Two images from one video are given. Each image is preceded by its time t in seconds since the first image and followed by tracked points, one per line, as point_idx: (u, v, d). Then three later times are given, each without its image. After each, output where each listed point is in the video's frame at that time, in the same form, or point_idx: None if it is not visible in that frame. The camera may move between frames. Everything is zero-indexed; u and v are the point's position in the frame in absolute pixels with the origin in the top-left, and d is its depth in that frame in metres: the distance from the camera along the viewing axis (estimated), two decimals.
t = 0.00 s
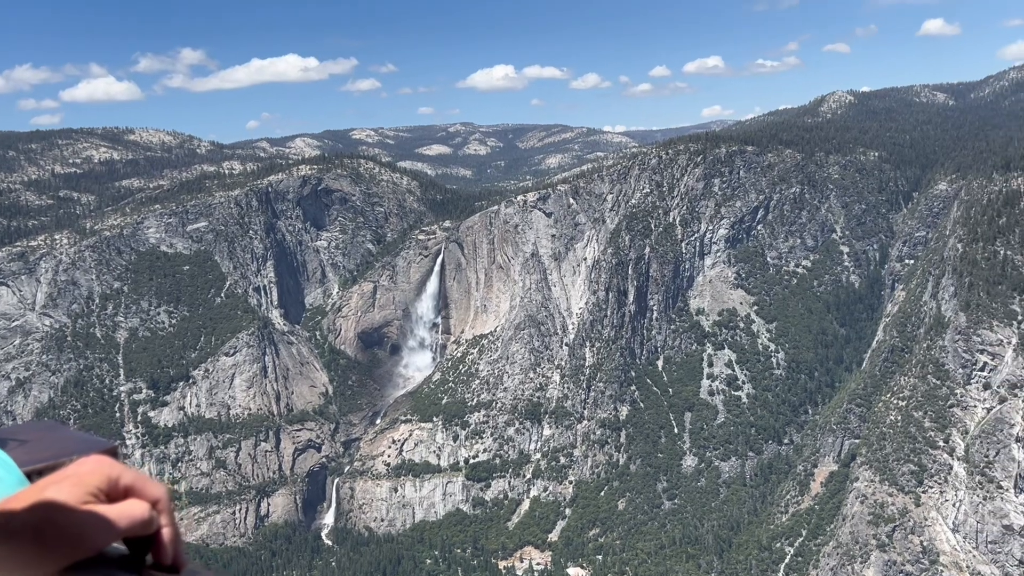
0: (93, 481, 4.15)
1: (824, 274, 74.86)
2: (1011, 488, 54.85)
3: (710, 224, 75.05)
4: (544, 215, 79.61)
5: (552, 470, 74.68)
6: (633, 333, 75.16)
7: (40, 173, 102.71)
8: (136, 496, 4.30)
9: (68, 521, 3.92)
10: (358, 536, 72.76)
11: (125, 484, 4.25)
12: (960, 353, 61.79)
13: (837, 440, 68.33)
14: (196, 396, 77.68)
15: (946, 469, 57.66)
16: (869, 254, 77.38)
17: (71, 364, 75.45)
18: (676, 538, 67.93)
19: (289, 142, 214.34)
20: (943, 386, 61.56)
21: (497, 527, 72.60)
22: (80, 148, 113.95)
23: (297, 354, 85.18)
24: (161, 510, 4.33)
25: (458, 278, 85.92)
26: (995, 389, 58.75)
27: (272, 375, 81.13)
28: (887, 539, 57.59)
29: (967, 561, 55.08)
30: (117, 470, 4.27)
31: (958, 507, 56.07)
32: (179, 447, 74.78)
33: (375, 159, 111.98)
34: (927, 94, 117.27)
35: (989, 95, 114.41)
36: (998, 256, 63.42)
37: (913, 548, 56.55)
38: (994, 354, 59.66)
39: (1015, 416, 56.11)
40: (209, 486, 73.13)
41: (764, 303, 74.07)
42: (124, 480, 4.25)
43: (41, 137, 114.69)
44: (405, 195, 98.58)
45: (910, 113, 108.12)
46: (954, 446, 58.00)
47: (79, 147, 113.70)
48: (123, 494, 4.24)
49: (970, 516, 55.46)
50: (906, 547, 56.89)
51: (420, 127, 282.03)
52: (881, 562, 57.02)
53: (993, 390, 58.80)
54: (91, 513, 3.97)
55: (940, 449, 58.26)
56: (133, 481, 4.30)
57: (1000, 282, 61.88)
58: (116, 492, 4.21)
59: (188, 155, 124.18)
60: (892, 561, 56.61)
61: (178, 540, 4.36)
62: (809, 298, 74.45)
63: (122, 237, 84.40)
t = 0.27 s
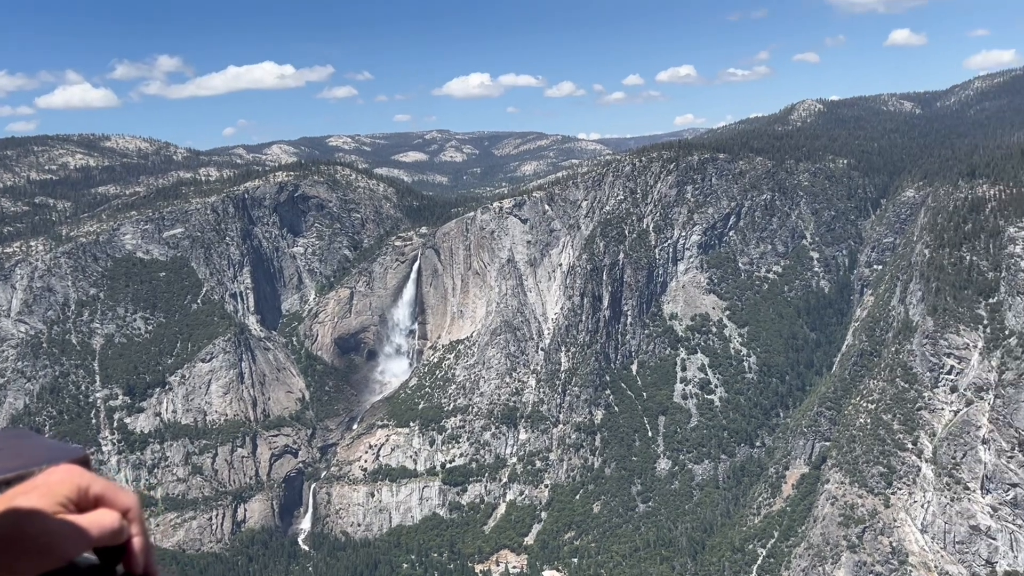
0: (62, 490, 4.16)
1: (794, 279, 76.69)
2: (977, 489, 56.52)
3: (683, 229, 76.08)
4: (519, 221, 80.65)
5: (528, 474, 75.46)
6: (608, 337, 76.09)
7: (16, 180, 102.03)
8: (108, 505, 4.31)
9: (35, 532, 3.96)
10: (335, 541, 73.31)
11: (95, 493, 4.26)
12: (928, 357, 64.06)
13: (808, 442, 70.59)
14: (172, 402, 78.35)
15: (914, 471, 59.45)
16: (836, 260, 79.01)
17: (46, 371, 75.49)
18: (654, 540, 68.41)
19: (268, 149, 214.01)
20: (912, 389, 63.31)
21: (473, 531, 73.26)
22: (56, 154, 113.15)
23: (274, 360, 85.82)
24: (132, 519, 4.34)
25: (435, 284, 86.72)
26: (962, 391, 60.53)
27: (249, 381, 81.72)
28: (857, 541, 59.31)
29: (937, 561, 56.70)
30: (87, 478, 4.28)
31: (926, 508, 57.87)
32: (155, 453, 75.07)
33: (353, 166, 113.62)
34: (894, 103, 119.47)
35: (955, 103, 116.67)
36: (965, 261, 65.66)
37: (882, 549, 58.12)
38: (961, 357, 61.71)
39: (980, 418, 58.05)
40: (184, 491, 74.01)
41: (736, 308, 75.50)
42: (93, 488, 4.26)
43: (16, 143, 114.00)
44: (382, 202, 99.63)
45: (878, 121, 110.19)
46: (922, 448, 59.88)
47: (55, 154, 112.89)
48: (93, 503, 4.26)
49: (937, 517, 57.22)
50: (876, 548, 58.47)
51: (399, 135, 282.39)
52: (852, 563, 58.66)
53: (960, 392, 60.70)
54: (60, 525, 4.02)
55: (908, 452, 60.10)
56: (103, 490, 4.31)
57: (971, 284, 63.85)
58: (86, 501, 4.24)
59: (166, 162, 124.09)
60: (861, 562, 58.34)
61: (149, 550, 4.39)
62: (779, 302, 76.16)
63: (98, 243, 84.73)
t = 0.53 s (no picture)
0: (47, 492, 4.84)
1: (749, 283, 83.40)
2: (919, 480, 64.54)
3: (645, 237, 81.84)
4: (492, 230, 86.51)
5: (500, 469, 80.02)
6: (576, 340, 80.86)
7: (8, 190, 105.16)
8: (92, 504, 5.00)
9: (24, 532, 4.62)
10: (317, 534, 77.39)
11: (79, 493, 4.95)
12: (874, 357, 72.77)
13: (762, 437, 77.10)
14: (161, 402, 82.13)
15: (861, 464, 67.26)
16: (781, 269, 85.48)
17: (39, 373, 78.99)
18: (619, 530, 73.46)
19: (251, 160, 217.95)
20: (859, 387, 72.37)
21: (448, 523, 77.70)
22: (48, 166, 116.31)
23: (258, 362, 89.78)
24: (115, 517, 5.03)
25: (412, 289, 92.10)
26: (905, 388, 69.18)
27: (233, 382, 85.86)
28: (808, 529, 65.98)
29: (880, 547, 63.82)
30: (71, 480, 4.97)
31: (873, 497, 65.40)
32: (144, 452, 78.79)
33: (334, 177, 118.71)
34: (842, 119, 126.95)
35: (899, 119, 123.85)
36: (906, 268, 75.07)
37: (832, 537, 65.05)
38: (904, 357, 70.51)
39: (921, 413, 66.24)
40: (173, 487, 77.72)
41: (695, 311, 80.90)
42: (78, 489, 4.95)
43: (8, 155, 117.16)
44: (361, 211, 103.84)
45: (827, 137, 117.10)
46: (868, 441, 68.10)
47: (47, 165, 116.07)
48: (78, 502, 4.94)
49: (883, 506, 64.75)
50: (826, 535, 65.35)
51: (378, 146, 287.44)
52: (804, 550, 65.03)
53: (902, 390, 69.49)
54: (47, 522, 4.68)
55: (856, 445, 68.17)
56: (87, 490, 5.00)
57: (914, 291, 73.25)
58: (70, 501, 4.92)
59: (155, 173, 128.04)
60: (813, 548, 64.84)
61: (130, 545, 5.05)
62: (735, 306, 81.87)
63: (89, 251, 88.35)
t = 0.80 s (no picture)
0: (15, 495, 5.22)
1: (709, 288, 87.29)
2: (871, 475, 68.27)
3: (610, 243, 85.36)
4: (462, 235, 89.52)
5: (470, 468, 82.62)
6: (543, 342, 83.88)
7: None
8: (59, 507, 5.37)
9: None
10: (291, 533, 79.57)
11: (46, 497, 5.31)
12: (829, 358, 76.31)
13: (722, 435, 80.11)
14: (136, 405, 84.00)
15: (816, 460, 70.87)
16: (738, 274, 89.87)
17: (15, 376, 80.17)
18: (584, 526, 76.26)
19: (224, 169, 218.45)
20: (814, 387, 75.83)
21: (419, 521, 79.97)
22: (25, 173, 116.89)
23: (232, 365, 92.15)
24: (83, 519, 5.43)
25: (384, 293, 95.24)
26: (858, 388, 73.14)
27: (208, 385, 88.18)
28: (766, 523, 69.04)
29: (835, 540, 67.35)
30: (38, 484, 5.34)
31: (828, 493, 68.99)
32: (119, 453, 80.31)
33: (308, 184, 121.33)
34: (797, 130, 131.76)
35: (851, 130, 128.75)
36: (859, 272, 78.82)
37: (789, 531, 68.20)
38: (857, 357, 74.50)
39: (873, 412, 70.20)
40: (148, 488, 79.23)
41: (657, 314, 84.64)
42: (45, 492, 5.31)
43: None
44: (334, 217, 106.94)
45: (783, 147, 121.05)
46: (823, 439, 71.82)
47: (24, 173, 116.67)
48: (45, 505, 5.31)
49: (838, 501, 68.31)
50: (783, 529, 68.49)
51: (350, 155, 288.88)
52: (762, 543, 68.00)
53: (856, 389, 73.38)
54: (14, 526, 5.06)
55: (811, 443, 71.84)
56: (54, 493, 5.36)
57: (865, 296, 77.32)
58: (37, 504, 5.29)
59: (131, 181, 129.51)
60: (771, 542, 67.81)
61: (98, 548, 5.45)
62: (697, 309, 85.83)
63: (65, 256, 89.58)
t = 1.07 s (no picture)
0: (11, 507, 5.69)
1: (669, 289, 93.52)
2: (820, 466, 73.92)
3: (576, 247, 91.18)
4: (433, 239, 94.82)
5: (442, 462, 87.39)
6: (512, 342, 89.32)
7: None
8: (54, 519, 5.86)
9: None
10: (269, 525, 84.41)
11: (40, 511, 5.79)
12: (780, 355, 81.51)
13: (681, 430, 84.68)
14: (119, 403, 87.74)
15: (769, 452, 76.16)
16: (696, 276, 95.81)
17: None
18: (550, 517, 81.11)
19: (202, 175, 219.65)
20: (768, 382, 80.83)
21: (393, 513, 84.73)
22: (9, 178, 117.85)
23: (212, 364, 95.76)
24: (77, 532, 5.94)
25: (358, 295, 99.88)
26: (807, 383, 78.71)
27: (188, 383, 91.99)
28: (722, 512, 74.05)
29: (787, 526, 72.61)
30: (30, 499, 5.81)
31: (779, 482, 74.40)
32: (103, 449, 83.90)
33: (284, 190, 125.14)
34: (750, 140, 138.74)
35: (801, 143, 134.32)
36: (809, 275, 84.45)
37: (743, 518, 73.15)
38: (807, 355, 79.85)
39: (821, 406, 76.05)
40: (131, 483, 82.83)
41: (621, 315, 90.69)
42: (39, 506, 5.80)
43: None
44: (309, 222, 111.28)
45: (737, 157, 125.80)
46: (775, 432, 77.11)
47: (7, 178, 117.66)
48: (40, 519, 5.78)
49: (788, 490, 73.69)
50: (737, 517, 73.39)
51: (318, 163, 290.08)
52: (718, 530, 72.90)
53: (806, 384, 78.76)
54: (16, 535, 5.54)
55: (764, 435, 77.20)
56: (47, 507, 5.85)
57: (815, 297, 82.40)
58: (33, 519, 5.75)
59: (111, 186, 131.76)
60: (726, 529, 72.74)
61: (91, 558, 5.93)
62: (659, 310, 92.45)
63: (49, 259, 92.24)
